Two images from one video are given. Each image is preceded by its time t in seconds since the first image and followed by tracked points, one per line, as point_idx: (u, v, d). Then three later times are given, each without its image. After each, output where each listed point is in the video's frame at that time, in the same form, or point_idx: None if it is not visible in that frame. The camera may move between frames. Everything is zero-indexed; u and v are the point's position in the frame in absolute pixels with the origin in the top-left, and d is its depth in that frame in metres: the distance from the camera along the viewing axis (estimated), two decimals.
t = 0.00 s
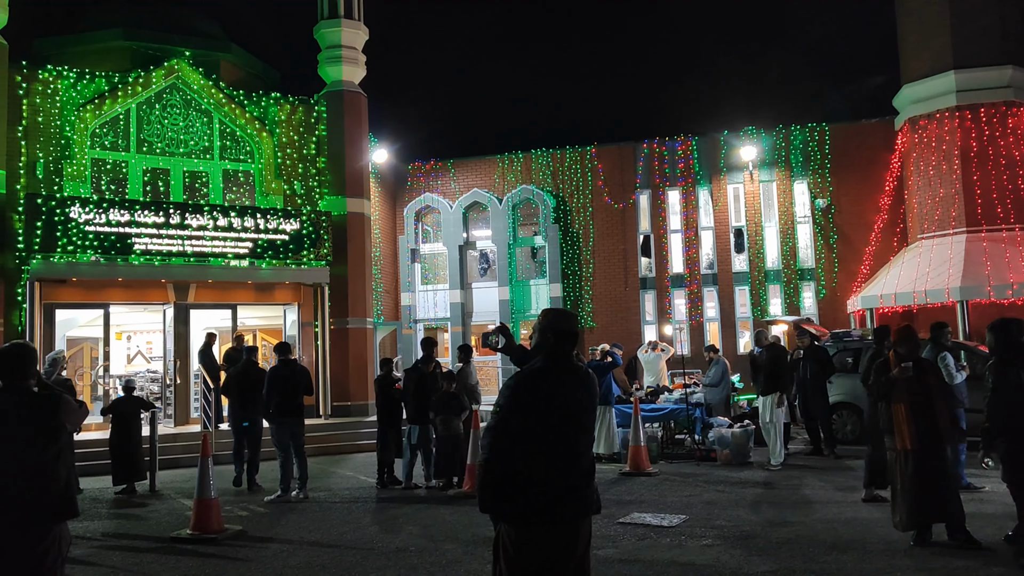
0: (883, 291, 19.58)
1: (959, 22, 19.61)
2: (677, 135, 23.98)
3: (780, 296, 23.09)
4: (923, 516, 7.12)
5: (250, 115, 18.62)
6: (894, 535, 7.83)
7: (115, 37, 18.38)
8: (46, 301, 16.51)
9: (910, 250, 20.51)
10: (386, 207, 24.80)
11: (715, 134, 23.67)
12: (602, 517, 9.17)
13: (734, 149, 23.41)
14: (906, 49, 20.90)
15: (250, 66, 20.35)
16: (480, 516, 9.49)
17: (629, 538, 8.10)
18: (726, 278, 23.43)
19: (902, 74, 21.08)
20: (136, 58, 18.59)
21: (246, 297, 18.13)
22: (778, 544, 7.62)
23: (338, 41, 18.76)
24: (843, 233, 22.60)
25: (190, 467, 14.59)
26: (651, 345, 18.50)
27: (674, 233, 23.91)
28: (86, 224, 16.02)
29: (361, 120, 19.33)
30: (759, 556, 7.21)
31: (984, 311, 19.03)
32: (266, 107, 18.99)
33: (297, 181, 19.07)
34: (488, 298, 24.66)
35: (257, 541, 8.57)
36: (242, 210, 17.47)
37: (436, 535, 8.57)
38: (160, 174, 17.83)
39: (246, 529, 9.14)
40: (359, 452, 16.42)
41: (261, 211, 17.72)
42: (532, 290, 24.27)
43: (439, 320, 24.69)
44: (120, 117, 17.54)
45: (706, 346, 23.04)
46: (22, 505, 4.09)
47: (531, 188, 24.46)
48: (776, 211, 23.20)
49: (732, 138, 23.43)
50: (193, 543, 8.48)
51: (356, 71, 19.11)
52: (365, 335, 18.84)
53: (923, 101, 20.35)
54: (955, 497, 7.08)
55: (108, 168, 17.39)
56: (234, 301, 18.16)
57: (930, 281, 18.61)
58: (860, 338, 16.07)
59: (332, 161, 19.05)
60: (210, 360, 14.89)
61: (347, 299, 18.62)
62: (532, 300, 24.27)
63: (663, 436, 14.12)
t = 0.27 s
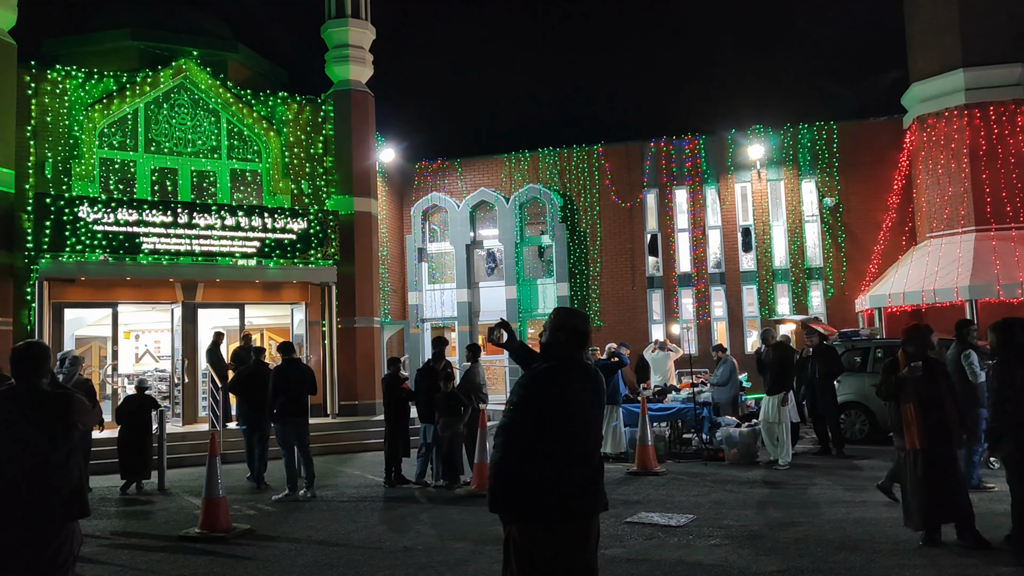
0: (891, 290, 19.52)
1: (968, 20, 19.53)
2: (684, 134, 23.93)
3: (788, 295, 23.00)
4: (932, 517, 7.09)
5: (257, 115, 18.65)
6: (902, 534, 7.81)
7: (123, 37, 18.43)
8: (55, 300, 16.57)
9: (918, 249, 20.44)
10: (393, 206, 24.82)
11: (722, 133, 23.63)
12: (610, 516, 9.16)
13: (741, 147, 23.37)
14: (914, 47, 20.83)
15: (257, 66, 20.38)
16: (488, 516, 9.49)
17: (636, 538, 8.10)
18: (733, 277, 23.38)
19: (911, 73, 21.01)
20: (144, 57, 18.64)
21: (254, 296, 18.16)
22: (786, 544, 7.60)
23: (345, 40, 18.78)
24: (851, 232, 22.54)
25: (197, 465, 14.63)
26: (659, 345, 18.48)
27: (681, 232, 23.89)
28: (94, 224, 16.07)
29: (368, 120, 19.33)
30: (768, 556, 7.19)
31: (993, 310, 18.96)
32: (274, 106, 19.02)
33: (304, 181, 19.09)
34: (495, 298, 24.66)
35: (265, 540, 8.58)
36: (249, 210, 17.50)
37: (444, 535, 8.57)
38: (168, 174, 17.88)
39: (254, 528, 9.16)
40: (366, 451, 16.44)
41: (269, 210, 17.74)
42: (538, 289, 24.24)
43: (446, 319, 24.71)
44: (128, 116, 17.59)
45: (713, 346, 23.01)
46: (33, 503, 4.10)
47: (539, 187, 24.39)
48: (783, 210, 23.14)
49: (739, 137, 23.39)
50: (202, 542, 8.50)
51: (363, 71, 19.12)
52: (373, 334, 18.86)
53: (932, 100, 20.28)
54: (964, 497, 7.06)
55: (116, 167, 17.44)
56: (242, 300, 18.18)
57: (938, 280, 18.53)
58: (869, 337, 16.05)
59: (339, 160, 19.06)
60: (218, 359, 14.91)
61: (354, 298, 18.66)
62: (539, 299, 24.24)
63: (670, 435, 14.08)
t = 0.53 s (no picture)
0: (900, 290, 19.45)
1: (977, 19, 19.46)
2: (692, 134, 23.90)
3: (797, 295, 22.95)
4: (942, 517, 7.06)
5: (265, 115, 18.69)
6: (910, 534, 7.79)
7: (131, 39, 18.49)
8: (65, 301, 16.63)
9: (927, 249, 20.37)
10: (400, 207, 24.85)
11: (730, 133, 23.59)
12: (618, 516, 9.15)
13: (749, 147, 23.32)
14: (923, 47, 20.78)
15: (265, 67, 20.43)
16: (495, 515, 9.49)
17: (644, 538, 8.09)
18: (741, 277, 23.33)
19: (919, 72, 20.96)
20: (152, 59, 18.69)
21: (262, 296, 18.19)
22: (795, 545, 7.57)
23: (353, 41, 18.83)
24: (859, 232, 22.47)
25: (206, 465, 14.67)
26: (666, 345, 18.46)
27: (689, 232, 23.84)
28: (103, 224, 16.12)
29: (376, 121, 19.36)
30: (777, 557, 7.17)
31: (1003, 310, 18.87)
32: (281, 107, 19.06)
33: (312, 181, 19.13)
34: (502, 298, 24.66)
35: (273, 540, 8.60)
36: (257, 210, 17.54)
37: (451, 535, 8.57)
38: (176, 175, 17.93)
39: (262, 528, 9.17)
40: (373, 451, 16.46)
41: (277, 211, 17.78)
42: (546, 289, 24.24)
43: (453, 319, 24.72)
44: (137, 118, 17.65)
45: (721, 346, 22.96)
46: (47, 503, 4.11)
47: (546, 188, 24.41)
48: (791, 210, 23.08)
49: (747, 137, 23.35)
50: (211, 541, 8.52)
51: (371, 71, 19.16)
52: (380, 335, 18.89)
53: (941, 99, 20.21)
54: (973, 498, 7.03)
55: (125, 168, 17.50)
56: (250, 301, 18.20)
57: (948, 280, 18.46)
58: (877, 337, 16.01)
59: (347, 161, 19.10)
60: (227, 359, 14.95)
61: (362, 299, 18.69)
62: (546, 299, 24.24)
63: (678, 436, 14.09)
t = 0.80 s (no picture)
0: (909, 291, 19.39)
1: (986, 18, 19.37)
2: (699, 135, 23.86)
3: (804, 295, 22.93)
4: (951, 519, 7.04)
5: (273, 117, 18.73)
6: (918, 536, 7.78)
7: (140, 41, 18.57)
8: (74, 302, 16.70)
9: (937, 249, 20.31)
10: (408, 208, 24.87)
11: (738, 134, 23.55)
12: (626, 518, 9.13)
13: (757, 148, 23.26)
14: (932, 47, 20.70)
15: (273, 69, 20.48)
16: (503, 517, 9.47)
17: (652, 540, 8.08)
18: (749, 278, 23.28)
19: (928, 72, 20.89)
20: (161, 61, 18.76)
21: (270, 298, 18.22)
22: (804, 547, 7.54)
23: (360, 42, 18.85)
24: (868, 232, 22.39)
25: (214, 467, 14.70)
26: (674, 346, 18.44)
27: (697, 233, 23.80)
28: (112, 226, 16.18)
29: (383, 122, 19.38)
30: (785, 559, 7.14)
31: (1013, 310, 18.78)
32: (289, 109, 19.10)
33: (319, 183, 19.15)
34: (510, 299, 24.65)
35: (282, 541, 8.61)
36: (265, 212, 17.58)
37: (458, 536, 8.56)
38: (185, 177, 17.98)
39: (270, 529, 9.19)
40: (381, 452, 16.47)
41: (284, 212, 17.81)
42: (554, 290, 24.28)
43: (461, 320, 24.73)
44: (146, 120, 17.71)
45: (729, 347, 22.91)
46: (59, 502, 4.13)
47: (553, 189, 24.44)
48: (799, 210, 23.02)
49: (755, 138, 23.29)
50: (219, 543, 8.53)
51: (378, 73, 19.17)
52: (388, 336, 18.90)
53: (950, 99, 20.12)
54: (983, 500, 7.00)
55: (134, 170, 17.56)
56: (257, 302, 18.23)
57: (957, 281, 18.40)
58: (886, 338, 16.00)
59: (355, 162, 19.12)
60: (235, 361, 14.97)
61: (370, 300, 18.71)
62: (554, 300, 24.28)
63: (686, 436, 14.09)
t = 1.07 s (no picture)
0: (918, 293, 19.33)
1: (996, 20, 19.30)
2: (707, 137, 23.84)
3: (813, 297, 22.81)
4: (962, 523, 7.00)
5: (281, 121, 18.79)
6: (928, 539, 7.74)
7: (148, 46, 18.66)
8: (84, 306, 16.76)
9: (946, 252, 20.24)
10: (415, 211, 24.91)
11: (745, 136, 23.53)
12: (634, 521, 9.12)
13: (765, 150, 23.23)
14: (941, 49, 20.65)
15: (281, 73, 20.53)
16: (511, 520, 9.46)
17: (660, 543, 8.07)
18: (757, 280, 23.26)
19: (937, 74, 20.83)
20: (169, 66, 18.85)
21: (278, 301, 18.27)
22: (813, 551, 7.50)
23: (368, 46, 18.91)
24: (876, 235, 22.32)
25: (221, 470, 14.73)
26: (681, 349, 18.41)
27: (705, 236, 23.77)
28: (122, 230, 16.24)
29: (390, 126, 19.40)
30: (793, 562, 7.12)
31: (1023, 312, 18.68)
32: (297, 112, 19.15)
33: (327, 186, 19.19)
34: (517, 302, 24.66)
35: (291, 544, 8.62)
36: (273, 215, 17.66)
37: (469, 539, 8.55)
38: (193, 180, 18.04)
39: (279, 532, 9.19)
40: (388, 456, 16.47)
41: (292, 216, 17.87)
42: (561, 293, 24.25)
43: (468, 323, 24.76)
44: (154, 124, 17.78)
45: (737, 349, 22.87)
46: (72, 506, 4.14)
47: (560, 192, 24.38)
48: (807, 213, 22.98)
49: (763, 140, 23.28)
50: (227, 545, 8.55)
51: (386, 76, 19.21)
52: (395, 339, 18.89)
53: (959, 101, 20.06)
54: (993, 502, 7.00)
55: (143, 174, 17.63)
56: (265, 306, 18.27)
57: (966, 283, 18.36)
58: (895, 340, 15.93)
59: (362, 166, 19.15)
60: (243, 364, 15.00)
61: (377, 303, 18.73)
62: (561, 303, 24.24)
63: (693, 440, 14.09)
